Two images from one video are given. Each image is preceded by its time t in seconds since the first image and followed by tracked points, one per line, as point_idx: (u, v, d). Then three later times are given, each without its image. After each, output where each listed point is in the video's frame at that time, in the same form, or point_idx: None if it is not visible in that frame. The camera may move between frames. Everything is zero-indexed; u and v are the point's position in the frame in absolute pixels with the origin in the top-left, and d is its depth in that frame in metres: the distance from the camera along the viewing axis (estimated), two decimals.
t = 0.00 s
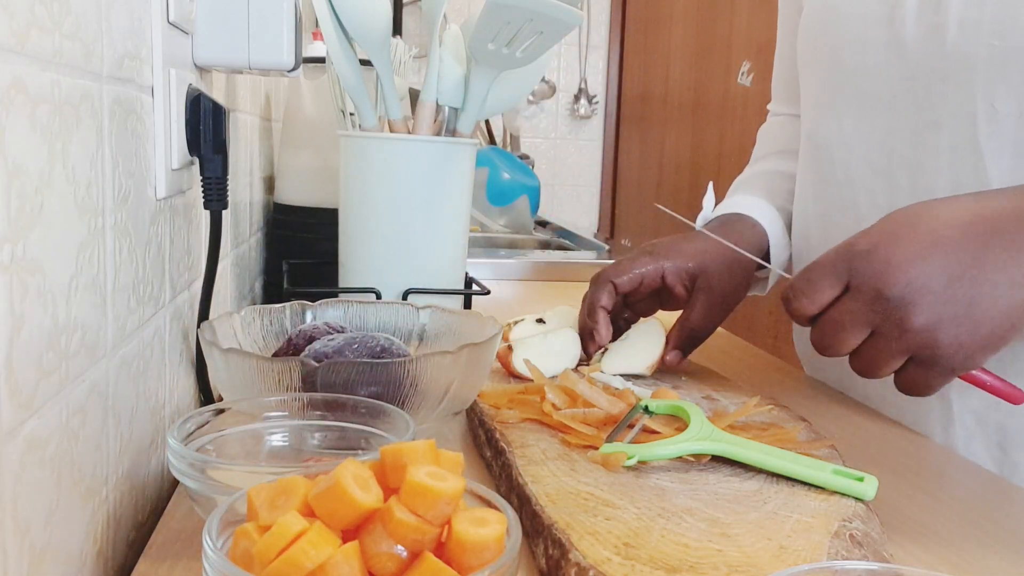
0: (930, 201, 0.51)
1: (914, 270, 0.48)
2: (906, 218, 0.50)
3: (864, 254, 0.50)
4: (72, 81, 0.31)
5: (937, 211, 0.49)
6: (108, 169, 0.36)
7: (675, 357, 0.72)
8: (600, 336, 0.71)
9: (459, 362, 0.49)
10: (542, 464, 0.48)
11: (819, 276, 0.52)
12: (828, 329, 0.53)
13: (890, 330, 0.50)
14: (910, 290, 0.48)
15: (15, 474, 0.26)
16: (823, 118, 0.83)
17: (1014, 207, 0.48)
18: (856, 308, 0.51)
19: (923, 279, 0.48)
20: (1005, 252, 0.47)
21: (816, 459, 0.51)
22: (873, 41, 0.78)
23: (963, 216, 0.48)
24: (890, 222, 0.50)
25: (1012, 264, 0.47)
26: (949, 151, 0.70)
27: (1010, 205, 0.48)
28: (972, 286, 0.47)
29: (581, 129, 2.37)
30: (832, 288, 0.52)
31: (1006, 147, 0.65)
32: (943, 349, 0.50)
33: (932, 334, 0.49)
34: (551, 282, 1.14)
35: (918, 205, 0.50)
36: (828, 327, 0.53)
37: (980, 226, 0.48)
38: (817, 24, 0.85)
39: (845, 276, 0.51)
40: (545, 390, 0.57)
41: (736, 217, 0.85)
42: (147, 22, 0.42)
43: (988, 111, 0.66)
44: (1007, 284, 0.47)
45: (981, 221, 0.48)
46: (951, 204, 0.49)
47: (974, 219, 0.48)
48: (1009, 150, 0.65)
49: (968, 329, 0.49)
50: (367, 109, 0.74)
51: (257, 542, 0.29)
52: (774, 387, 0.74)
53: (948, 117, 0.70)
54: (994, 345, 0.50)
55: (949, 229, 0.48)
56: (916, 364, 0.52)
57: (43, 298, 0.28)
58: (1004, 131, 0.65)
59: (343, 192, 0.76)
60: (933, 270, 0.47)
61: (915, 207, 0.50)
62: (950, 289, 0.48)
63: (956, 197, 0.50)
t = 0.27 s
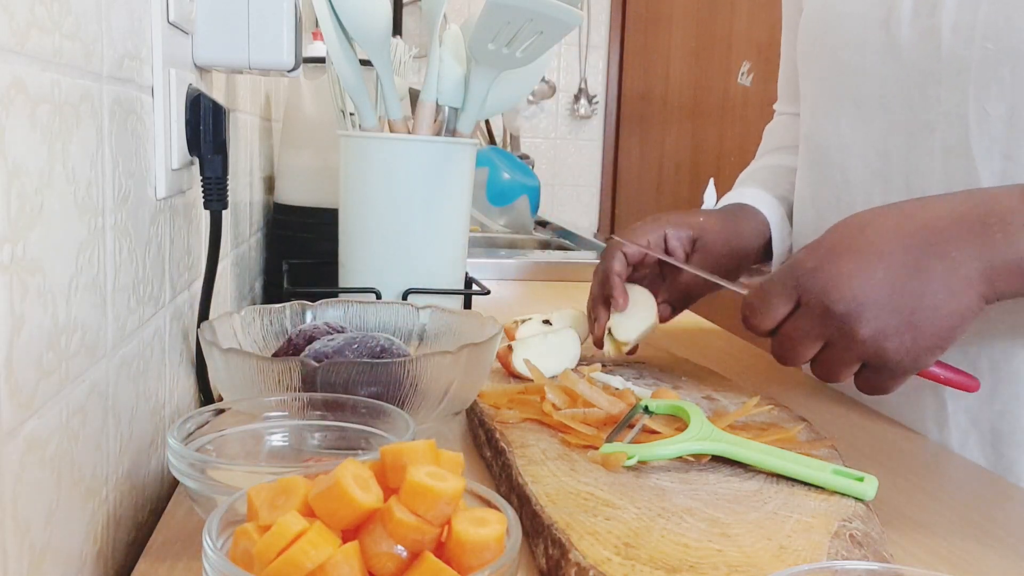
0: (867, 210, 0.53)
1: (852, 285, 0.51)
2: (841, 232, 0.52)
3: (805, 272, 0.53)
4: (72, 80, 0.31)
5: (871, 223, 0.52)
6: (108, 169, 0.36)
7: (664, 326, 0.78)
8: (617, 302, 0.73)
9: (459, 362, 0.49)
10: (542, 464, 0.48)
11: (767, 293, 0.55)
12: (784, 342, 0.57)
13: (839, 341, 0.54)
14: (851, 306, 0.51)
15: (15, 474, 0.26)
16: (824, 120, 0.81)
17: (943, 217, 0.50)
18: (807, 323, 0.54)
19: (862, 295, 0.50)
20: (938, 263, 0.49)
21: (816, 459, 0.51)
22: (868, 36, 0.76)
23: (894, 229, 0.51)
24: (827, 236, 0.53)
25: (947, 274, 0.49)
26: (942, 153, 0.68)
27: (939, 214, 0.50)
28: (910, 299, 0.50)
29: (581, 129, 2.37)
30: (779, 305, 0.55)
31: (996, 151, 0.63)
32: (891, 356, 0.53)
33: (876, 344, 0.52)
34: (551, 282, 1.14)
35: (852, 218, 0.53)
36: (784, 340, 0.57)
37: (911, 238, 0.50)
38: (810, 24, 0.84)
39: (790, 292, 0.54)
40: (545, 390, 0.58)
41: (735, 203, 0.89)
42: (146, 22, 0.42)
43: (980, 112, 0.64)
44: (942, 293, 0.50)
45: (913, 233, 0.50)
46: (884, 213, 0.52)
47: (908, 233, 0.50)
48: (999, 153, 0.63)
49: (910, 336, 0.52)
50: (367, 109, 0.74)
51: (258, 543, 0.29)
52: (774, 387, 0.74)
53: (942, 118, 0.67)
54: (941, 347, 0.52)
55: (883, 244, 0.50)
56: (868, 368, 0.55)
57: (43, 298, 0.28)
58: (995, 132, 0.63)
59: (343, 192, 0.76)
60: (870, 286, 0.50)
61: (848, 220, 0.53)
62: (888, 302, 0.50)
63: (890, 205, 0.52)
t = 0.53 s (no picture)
0: (778, 253, 0.56)
1: (765, 332, 0.57)
2: (753, 280, 0.56)
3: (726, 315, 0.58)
4: (72, 80, 0.31)
5: (779, 275, 0.55)
6: (108, 168, 0.36)
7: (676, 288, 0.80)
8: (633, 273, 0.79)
9: (459, 362, 0.49)
10: (542, 464, 0.48)
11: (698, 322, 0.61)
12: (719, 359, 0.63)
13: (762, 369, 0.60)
14: (766, 347, 0.58)
15: (16, 474, 0.26)
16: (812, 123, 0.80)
17: (841, 274, 0.53)
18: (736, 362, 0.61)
19: (774, 340, 0.57)
20: (839, 316, 0.54)
21: (816, 459, 0.51)
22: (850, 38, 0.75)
23: (799, 284, 0.54)
24: (743, 281, 0.57)
25: (848, 324, 0.54)
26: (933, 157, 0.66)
27: (836, 270, 0.53)
28: (816, 343, 0.56)
29: (581, 130, 2.37)
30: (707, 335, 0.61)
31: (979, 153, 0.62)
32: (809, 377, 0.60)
33: (792, 372, 0.59)
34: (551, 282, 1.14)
35: (764, 261, 0.57)
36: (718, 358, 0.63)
37: (813, 294, 0.54)
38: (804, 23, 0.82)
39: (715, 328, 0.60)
40: (545, 390, 0.58)
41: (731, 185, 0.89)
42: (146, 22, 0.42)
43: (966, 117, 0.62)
44: (846, 339, 0.55)
45: (815, 290, 0.54)
46: (791, 263, 0.55)
47: (818, 289, 0.54)
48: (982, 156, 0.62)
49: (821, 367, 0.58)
50: (367, 109, 0.74)
51: (258, 543, 0.29)
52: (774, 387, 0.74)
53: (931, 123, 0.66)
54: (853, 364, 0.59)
55: (789, 299, 0.55)
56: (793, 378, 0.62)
57: (43, 298, 0.28)
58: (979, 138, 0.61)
59: (343, 192, 0.76)
60: (780, 333, 0.56)
61: (759, 266, 0.56)
62: (798, 345, 0.57)
63: (798, 249, 0.56)
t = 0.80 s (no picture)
0: (776, 271, 0.58)
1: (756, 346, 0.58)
2: (750, 295, 0.58)
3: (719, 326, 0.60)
4: (72, 80, 0.31)
5: (776, 294, 0.56)
6: (108, 168, 0.36)
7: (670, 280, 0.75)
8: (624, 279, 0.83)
9: (459, 362, 0.49)
10: (542, 464, 0.48)
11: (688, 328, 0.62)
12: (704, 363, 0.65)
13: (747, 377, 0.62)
14: (756, 360, 0.59)
15: (15, 474, 0.26)
16: (806, 123, 0.80)
17: (836, 296, 0.55)
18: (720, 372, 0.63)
19: (764, 354, 0.58)
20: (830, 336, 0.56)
21: (817, 459, 0.51)
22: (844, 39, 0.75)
23: (795, 304, 0.56)
24: (739, 295, 0.58)
25: (838, 343, 0.56)
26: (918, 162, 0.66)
27: (832, 292, 0.55)
28: (805, 359, 0.58)
29: (581, 130, 2.37)
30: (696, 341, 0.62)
31: (967, 157, 0.61)
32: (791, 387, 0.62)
33: (777, 382, 0.61)
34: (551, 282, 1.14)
35: (762, 278, 0.58)
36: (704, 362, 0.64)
37: (807, 315, 0.56)
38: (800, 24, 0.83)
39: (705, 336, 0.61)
40: (545, 390, 0.58)
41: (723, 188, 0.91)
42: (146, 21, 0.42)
43: (953, 122, 0.62)
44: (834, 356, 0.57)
45: (810, 311, 0.56)
46: (789, 283, 0.56)
47: (815, 310, 0.55)
48: (970, 161, 0.61)
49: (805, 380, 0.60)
50: (367, 109, 0.74)
51: (258, 543, 0.29)
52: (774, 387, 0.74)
53: (919, 127, 0.66)
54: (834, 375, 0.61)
55: (783, 318, 0.56)
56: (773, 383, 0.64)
57: (43, 298, 0.28)
58: (968, 142, 0.61)
59: (343, 192, 0.76)
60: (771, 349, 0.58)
61: (756, 283, 0.58)
62: (786, 360, 0.59)
63: (795, 269, 0.57)
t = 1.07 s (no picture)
0: (791, 274, 0.58)
1: (771, 349, 0.58)
2: (765, 300, 0.58)
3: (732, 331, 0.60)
4: (72, 80, 0.31)
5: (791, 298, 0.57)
6: (108, 168, 0.36)
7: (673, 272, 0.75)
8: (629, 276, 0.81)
9: (459, 362, 0.49)
10: (542, 464, 0.48)
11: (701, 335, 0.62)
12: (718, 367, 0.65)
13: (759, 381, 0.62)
14: (770, 363, 0.59)
15: (15, 474, 0.26)
16: (807, 123, 0.80)
17: (853, 301, 0.55)
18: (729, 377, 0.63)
19: (779, 357, 0.59)
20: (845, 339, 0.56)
21: (816, 459, 0.51)
22: (846, 40, 0.75)
23: (810, 308, 0.56)
24: (754, 299, 0.58)
25: (853, 346, 0.57)
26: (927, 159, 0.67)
27: (848, 296, 0.55)
28: (819, 362, 0.58)
29: (581, 130, 2.37)
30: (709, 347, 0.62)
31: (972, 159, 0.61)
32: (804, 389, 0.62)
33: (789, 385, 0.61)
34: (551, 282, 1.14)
35: (777, 282, 0.58)
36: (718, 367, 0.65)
37: (822, 319, 0.56)
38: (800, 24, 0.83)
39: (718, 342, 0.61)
40: (545, 390, 0.58)
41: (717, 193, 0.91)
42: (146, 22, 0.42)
43: (957, 123, 0.62)
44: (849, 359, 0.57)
45: (825, 315, 0.56)
46: (805, 287, 0.56)
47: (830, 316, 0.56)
48: (975, 162, 0.61)
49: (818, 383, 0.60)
50: (367, 109, 0.74)
51: (258, 543, 0.29)
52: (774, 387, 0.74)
53: (922, 128, 0.66)
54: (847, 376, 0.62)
55: (799, 322, 0.56)
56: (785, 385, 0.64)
57: (43, 298, 0.28)
58: (971, 143, 0.61)
59: (343, 192, 0.76)
60: (786, 352, 0.58)
61: (771, 287, 0.58)
62: (800, 363, 0.59)
63: (809, 273, 0.57)
